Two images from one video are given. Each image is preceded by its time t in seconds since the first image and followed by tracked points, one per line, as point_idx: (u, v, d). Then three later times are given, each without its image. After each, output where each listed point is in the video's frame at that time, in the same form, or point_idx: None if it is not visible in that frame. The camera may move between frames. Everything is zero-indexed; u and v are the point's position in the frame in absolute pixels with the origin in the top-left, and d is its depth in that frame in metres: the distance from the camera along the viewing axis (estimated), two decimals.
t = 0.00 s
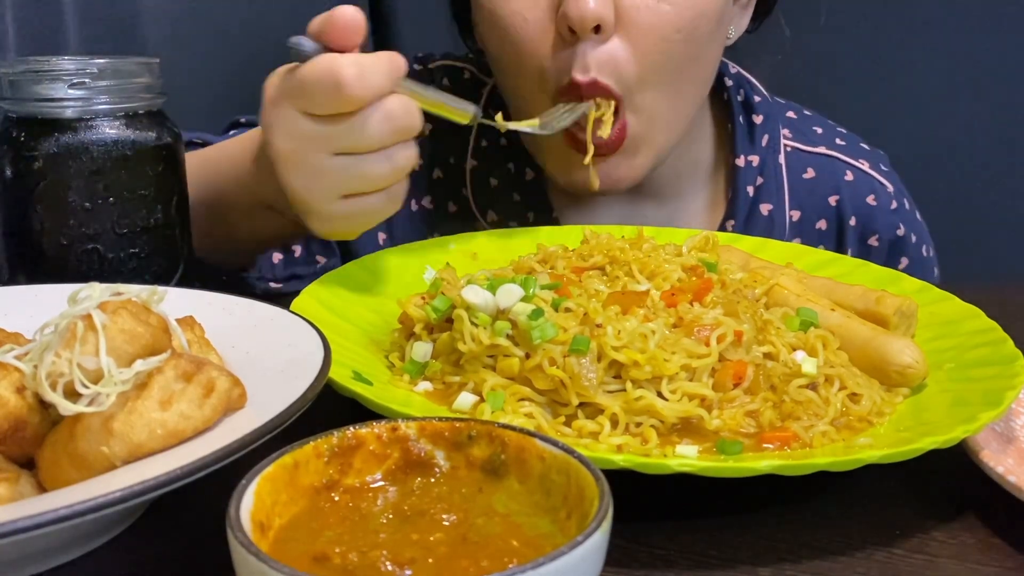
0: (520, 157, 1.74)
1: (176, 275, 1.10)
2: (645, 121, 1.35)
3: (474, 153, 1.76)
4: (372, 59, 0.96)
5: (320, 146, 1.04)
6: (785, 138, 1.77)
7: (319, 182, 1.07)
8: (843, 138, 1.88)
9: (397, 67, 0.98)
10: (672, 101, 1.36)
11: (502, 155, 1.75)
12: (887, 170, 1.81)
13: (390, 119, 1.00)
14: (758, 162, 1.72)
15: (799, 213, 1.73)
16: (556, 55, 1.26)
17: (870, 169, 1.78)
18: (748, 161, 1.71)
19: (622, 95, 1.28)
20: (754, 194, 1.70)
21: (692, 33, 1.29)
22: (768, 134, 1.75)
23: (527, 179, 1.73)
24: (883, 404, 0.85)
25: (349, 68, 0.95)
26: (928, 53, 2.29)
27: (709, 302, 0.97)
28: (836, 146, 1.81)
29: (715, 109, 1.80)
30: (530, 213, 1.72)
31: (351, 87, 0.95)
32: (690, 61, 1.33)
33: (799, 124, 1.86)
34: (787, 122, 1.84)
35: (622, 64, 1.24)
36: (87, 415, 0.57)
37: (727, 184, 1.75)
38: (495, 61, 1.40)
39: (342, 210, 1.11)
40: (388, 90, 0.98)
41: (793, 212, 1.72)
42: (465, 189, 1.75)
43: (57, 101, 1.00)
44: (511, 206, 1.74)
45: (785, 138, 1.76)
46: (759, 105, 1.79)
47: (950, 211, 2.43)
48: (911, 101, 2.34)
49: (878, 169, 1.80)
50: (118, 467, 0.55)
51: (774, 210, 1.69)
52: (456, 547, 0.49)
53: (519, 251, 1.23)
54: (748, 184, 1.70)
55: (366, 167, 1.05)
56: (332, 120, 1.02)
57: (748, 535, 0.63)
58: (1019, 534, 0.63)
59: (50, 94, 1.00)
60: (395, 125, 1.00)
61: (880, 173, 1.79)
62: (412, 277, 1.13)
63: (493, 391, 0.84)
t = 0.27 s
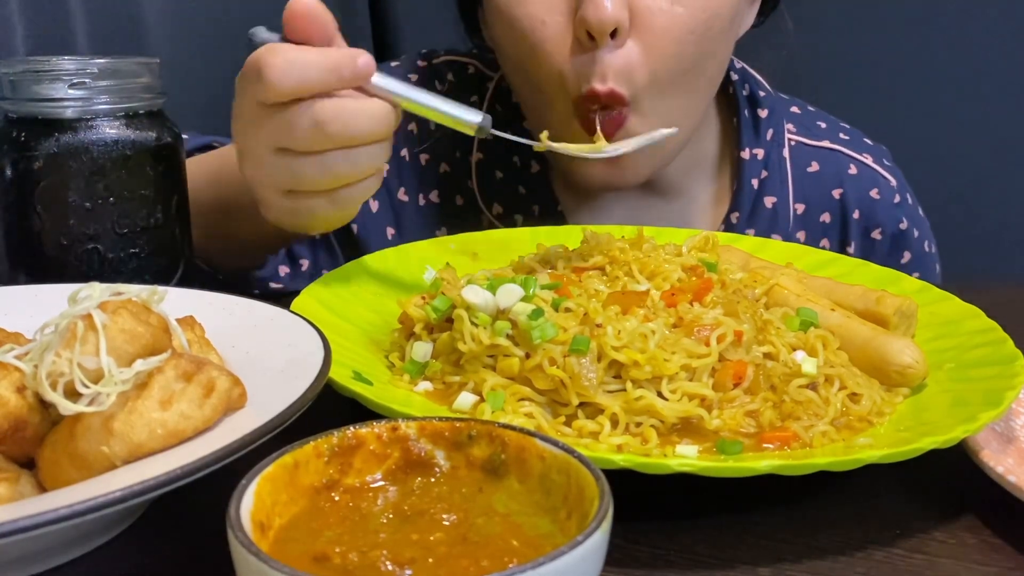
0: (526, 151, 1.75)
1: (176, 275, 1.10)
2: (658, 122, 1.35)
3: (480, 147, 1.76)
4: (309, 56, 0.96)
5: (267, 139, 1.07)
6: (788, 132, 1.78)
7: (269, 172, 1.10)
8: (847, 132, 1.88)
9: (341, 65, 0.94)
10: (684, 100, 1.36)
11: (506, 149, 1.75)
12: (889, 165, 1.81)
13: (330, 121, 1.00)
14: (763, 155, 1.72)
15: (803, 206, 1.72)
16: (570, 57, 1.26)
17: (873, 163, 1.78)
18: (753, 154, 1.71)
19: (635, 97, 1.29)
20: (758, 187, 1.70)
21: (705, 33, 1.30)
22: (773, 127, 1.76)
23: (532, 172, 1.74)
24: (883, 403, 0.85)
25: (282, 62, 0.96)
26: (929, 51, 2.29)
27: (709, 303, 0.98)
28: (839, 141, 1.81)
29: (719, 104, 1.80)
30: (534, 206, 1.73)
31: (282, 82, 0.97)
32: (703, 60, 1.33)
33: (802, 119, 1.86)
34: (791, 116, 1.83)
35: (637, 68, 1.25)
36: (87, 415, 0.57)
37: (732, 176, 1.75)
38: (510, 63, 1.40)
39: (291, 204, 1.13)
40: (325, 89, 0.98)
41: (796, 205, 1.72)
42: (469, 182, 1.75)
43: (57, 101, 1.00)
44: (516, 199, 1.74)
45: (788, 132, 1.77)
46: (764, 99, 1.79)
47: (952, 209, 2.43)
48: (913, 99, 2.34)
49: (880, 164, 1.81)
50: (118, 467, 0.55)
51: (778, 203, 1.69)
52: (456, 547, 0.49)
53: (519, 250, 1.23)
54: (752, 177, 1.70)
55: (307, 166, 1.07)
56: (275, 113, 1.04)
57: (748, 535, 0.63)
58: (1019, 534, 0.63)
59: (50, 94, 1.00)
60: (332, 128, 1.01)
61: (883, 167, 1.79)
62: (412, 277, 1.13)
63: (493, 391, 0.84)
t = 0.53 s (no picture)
0: (524, 149, 1.75)
1: (176, 275, 1.10)
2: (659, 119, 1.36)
3: (478, 145, 1.76)
4: (335, 20, 0.97)
5: (283, 100, 1.08)
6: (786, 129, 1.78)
7: (278, 132, 1.12)
8: (846, 129, 1.88)
9: (358, 31, 0.93)
10: (685, 98, 1.37)
11: (507, 147, 1.76)
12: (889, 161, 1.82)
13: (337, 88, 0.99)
14: (760, 152, 1.72)
15: (801, 203, 1.73)
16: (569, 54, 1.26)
17: (871, 159, 1.78)
18: (751, 150, 1.72)
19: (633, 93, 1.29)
20: (756, 183, 1.70)
21: (706, 31, 1.30)
22: (771, 125, 1.76)
23: (530, 171, 1.74)
24: (883, 404, 0.85)
25: (310, 23, 0.99)
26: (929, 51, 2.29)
27: (709, 302, 0.98)
28: (838, 137, 1.81)
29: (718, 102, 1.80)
30: (533, 204, 1.72)
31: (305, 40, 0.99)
32: (703, 58, 1.33)
33: (801, 116, 1.86)
34: (789, 113, 1.83)
35: (637, 65, 1.26)
36: (87, 415, 0.57)
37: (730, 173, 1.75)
38: (507, 61, 1.40)
39: (292, 169, 1.14)
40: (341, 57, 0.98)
41: (794, 202, 1.72)
42: (468, 181, 1.75)
43: (57, 101, 1.00)
44: (515, 197, 1.74)
45: (786, 129, 1.77)
46: (761, 96, 1.79)
47: (953, 208, 2.43)
48: (912, 98, 2.34)
49: (880, 161, 1.81)
50: (118, 467, 0.55)
51: (776, 200, 1.70)
52: (456, 547, 0.49)
53: (519, 250, 1.23)
54: (750, 173, 1.70)
55: (309, 132, 1.07)
56: (296, 75, 1.06)
57: (748, 535, 0.63)
58: (1019, 534, 0.63)
59: (49, 94, 1.00)
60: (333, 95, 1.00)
61: (882, 163, 1.79)
62: (412, 277, 1.13)
63: (493, 391, 0.84)
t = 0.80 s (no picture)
0: (521, 151, 1.75)
1: (176, 275, 1.10)
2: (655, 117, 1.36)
3: (474, 147, 1.76)
4: (338, 23, 0.97)
5: (285, 103, 1.08)
6: (782, 130, 1.77)
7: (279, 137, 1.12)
8: (842, 129, 1.88)
9: (361, 35, 0.93)
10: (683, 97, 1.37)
11: (505, 147, 1.76)
12: (887, 162, 1.82)
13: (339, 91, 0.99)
14: (757, 154, 1.72)
15: (798, 204, 1.72)
16: (564, 52, 1.26)
17: (869, 161, 1.78)
18: (747, 152, 1.71)
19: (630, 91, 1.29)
20: (752, 185, 1.70)
21: (703, 30, 1.30)
22: (767, 126, 1.75)
23: (528, 173, 1.74)
24: (883, 404, 0.85)
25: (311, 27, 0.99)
26: (928, 51, 2.29)
27: (709, 302, 0.97)
28: (835, 138, 1.82)
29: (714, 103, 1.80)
30: (530, 208, 1.74)
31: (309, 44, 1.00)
32: (700, 57, 1.34)
33: (798, 117, 1.86)
34: (786, 114, 1.84)
35: (633, 62, 1.26)
36: (87, 415, 0.57)
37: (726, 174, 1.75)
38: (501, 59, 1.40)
39: (292, 171, 1.14)
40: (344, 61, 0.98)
41: (792, 204, 1.71)
42: (464, 183, 1.75)
43: (57, 101, 1.00)
44: (511, 199, 1.74)
45: (783, 130, 1.77)
46: (758, 97, 1.79)
47: (952, 209, 2.43)
48: (912, 99, 2.34)
49: (878, 161, 1.81)
50: (118, 467, 0.55)
51: (773, 201, 1.69)
52: (456, 547, 0.49)
53: (519, 250, 1.23)
54: (746, 176, 1.70)
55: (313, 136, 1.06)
56: (298, 78, 1.06)
57: (748, 535, 0.63)
58: (1019, 534, 0.63)
59: (49, 94, 1.00)
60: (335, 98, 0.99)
61: (880, 165, 1.79)
62: (412, 277, 1.13)
63: (493, 391, 0.84)
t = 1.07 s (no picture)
0: (521, 150, 1.75)
1: (176, 275, 1.10)
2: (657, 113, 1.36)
3: (475, 147, 1.76)
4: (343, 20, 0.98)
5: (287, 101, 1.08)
6: (782, 129, 1.78)
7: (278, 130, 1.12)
8: (841, 129, 1.88)
9: (365, 32, 0.94)
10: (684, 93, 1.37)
11: (503, 147, 1.76)
12: (886, 162, 1.82)
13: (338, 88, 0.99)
14: (757, 154, 1.72)
15: (797, 204, 1.72)
16: (564, 54, 1.27)
17: (868, 160, 1.78)
18: (747, 152, 1.71)
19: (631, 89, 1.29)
20: (752, 185, 1.70)
21: (703, 27, 1.30)
22: (767, 125, 1.76)
23: (529, 173, 1.74)
24: (883, 404, 0.85)
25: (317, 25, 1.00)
26: (929, 51, 2.29)
27: (709, 303, 0.97)
28: (835, 138, 1.81)
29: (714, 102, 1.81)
30: (529, 207, 1.73)
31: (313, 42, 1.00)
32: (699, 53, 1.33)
33: (798, 117, 1.86)
34: (785, 113, 1.84)
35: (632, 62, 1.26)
36: (87, 415, 0.57)
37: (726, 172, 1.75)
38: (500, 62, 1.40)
39: (292, 169, 1.14)
40: (348, 59, 0.98)
41: (790, 203, 1.71)
42: (464, 184, 1.75)
43: (57, 101, 1.00)
44: (511, 198, 1.74)
45: (782, 129, 1.77)
46: (758, 97, 1.79)
47: (953, 209, 2.43)
48: (912, 99, 2.34)
49: (878, 161, 1.81)
50: (118, 467, 0.55)
51: (772, 201, 1.69)
52: (456, 547, 0.49)
53: (519, 250, 1.23)
54: (745, 175, 1.70)
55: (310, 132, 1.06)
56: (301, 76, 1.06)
57: (748, 534, 0.63)
58: (1019, 534, 0.64)
59: (50, 94, 1.00)
60: (335, 96, 0.99)
61: (879, 164, 1.79)
62: (412, 277, 1.13)
63: (493, 391, 0.84)
